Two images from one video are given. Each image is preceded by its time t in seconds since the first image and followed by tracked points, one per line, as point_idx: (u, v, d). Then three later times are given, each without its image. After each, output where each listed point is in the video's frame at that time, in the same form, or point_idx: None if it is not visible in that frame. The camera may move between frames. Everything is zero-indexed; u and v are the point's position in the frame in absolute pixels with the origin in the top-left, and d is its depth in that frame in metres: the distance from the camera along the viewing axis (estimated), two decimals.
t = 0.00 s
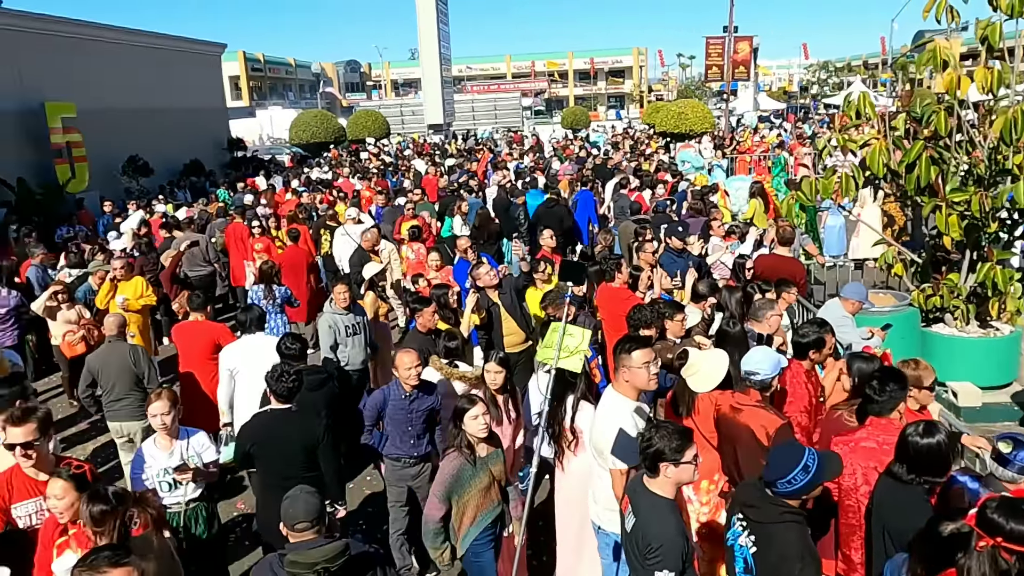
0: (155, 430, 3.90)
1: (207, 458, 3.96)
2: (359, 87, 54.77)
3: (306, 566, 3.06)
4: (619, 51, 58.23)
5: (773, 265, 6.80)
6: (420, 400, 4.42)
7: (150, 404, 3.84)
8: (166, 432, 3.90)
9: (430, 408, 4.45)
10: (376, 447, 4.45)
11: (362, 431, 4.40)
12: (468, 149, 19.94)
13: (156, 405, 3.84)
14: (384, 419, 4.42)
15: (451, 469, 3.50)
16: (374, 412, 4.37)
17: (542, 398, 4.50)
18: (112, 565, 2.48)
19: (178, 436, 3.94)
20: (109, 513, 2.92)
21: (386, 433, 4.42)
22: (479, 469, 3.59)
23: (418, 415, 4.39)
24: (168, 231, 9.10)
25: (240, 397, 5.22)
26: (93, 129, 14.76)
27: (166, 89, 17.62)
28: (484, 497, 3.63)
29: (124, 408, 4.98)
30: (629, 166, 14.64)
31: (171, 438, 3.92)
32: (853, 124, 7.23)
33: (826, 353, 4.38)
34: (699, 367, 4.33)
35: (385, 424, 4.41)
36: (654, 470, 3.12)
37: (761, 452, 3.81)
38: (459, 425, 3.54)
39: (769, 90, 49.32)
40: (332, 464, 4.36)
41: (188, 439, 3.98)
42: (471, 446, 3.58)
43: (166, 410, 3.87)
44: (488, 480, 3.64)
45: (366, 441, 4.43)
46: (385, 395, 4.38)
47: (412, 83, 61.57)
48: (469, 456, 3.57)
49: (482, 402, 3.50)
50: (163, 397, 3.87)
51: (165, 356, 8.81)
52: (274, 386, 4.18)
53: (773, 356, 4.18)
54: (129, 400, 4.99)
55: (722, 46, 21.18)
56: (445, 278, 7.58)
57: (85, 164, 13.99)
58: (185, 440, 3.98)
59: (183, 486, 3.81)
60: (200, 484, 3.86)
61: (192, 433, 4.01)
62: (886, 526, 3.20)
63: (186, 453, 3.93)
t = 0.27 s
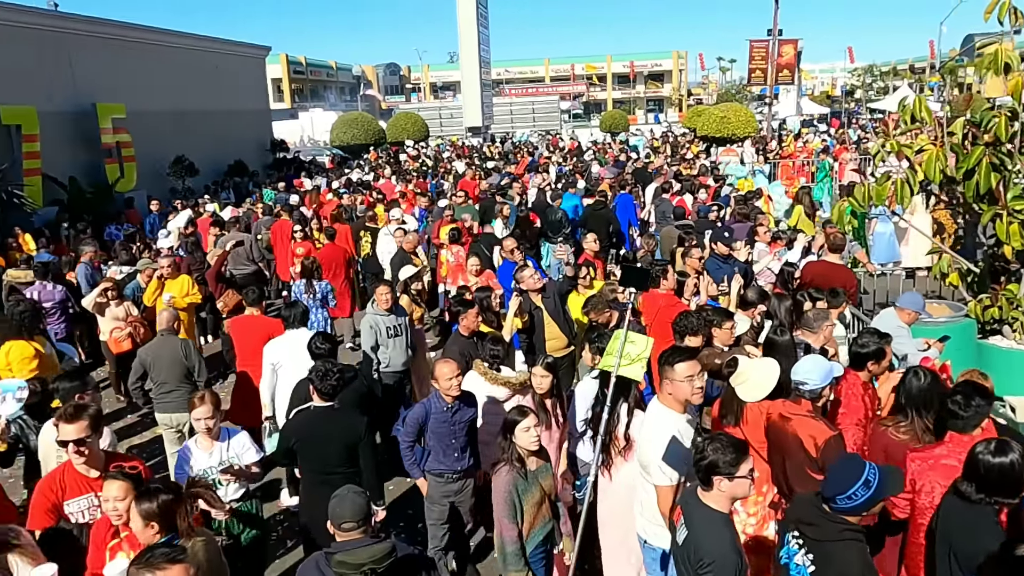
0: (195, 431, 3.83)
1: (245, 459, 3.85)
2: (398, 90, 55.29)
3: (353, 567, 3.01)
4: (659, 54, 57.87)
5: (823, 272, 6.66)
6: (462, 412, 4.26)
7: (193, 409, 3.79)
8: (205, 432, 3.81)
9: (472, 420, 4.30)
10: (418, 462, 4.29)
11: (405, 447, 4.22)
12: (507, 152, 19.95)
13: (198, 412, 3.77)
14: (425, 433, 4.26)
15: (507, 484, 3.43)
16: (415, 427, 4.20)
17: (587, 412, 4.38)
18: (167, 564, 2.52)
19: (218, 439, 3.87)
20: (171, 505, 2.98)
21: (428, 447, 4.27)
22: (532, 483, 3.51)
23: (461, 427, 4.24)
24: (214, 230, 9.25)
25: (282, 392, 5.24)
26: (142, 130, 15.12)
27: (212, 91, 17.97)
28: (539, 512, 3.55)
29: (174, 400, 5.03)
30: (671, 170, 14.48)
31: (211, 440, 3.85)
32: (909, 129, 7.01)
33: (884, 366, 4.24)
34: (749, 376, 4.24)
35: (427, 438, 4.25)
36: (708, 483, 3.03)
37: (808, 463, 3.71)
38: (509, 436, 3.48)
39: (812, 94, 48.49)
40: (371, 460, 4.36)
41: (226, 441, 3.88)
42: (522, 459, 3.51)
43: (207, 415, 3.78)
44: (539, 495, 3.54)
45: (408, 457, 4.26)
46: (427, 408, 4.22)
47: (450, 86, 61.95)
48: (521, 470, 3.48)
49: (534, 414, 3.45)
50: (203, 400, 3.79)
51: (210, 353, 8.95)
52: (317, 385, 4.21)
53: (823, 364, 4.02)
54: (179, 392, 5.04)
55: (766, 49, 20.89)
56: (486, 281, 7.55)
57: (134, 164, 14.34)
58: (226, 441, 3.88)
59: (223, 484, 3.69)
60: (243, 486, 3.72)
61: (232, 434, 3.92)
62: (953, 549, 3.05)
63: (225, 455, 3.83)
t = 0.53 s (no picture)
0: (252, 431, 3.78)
1: (299, 463, 3.75)
2: (437, 91, 55.59)
3: (407, 566, 2.95)
4: (700, 56, 57.30)
5: (878, 280, 6.47)
6: (506, 422, 4.07)
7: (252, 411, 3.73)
8: (264, 431, 3.74)
9: (516, 430, 4.11)
10: (462, 475, 4.12)
11: (447, 461, 4.06)
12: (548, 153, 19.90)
13: (256, 415, 3.72)
14: (468, 445, 4.10)
15: (570, 497, 3.36)
16: (457, 439, 4.04)
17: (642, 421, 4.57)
18: (227, 564, 2.59)
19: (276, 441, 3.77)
20: (230, 499, 2.98)
21: (472, 459, 4.11)
22: (592, 496, 3.45)
23: (505, 439, 4.05)
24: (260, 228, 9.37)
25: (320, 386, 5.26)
26: (190, 129, 15.43)
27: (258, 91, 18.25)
28: (601, 524, 3.50)
29: (234, 390, 5.09)
30: (715, 173, 14.26)
31: (268, 438, 3.76)
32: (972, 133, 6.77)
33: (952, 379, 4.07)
34: (806, 387, 4.11)
35: (470, 450, 4.09)
36: (774, 495, 2.88)
37: (861, 472, 3.57)
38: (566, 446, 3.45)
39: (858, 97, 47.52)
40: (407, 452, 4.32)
41: (284, 442, 3.79)
42: (581, 470, 3.46)
43: (266, 418, 3.73)
44: (600, 507, 3.51)
45: (451, 471, 4.07)
46: (468, 419, 4.06)
47: (489, 88, 62.14)
48: (582, 481, 3.43)
49: (590, 423, 3.48)
50: (261, 404, 3.73)
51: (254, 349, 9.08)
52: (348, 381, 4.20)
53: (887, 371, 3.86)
54: (239, 383, 5.11)
55: (813, 51, 20.51)
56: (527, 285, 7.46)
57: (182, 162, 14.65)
58: (281, 443, 3.79)
59: (273, 490, 3.64)
60: (292, 492, 3.72)
61: (289, 435, 3.84)
62: None
63: (280, 457, 3.73)
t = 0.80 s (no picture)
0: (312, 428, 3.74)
1: (356, 465, 3.71)
2: (474, 93, 55.82)
3: (457, 561, 2.90)
4: (739, 60, 56.69)
5: (935, 286, 6.27)
6: (552, 432, 3.97)
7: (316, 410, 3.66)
8: (323, 432, 3.71)
9: (565, 439, 4.00)
10: (509, 482, 4.04)
11: (494, 469, 3.98)
12: (586, 156, 19.78)
13: (318, 417, 3.66)
14: (515, 453, 4.01)
15: (626, 506, 3.31)
16: (504, 448, 3.97)
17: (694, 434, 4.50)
18: (286, 560, 2.58)
19: (333, 441, 3.73)
20: (286, 494, 2.99)
21: (519, 468, 4.02)
22: (648, 505, 3.39)
23: (552, 449, 3.94)
24: (303, 227, 9.44)
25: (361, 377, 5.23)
26: (234, 129, 15.65)
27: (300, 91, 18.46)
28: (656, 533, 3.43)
29: (288, 379, 5.16)
30: (758, 177, 14.01)
31: (327, 438, 3.73)
32: None
33: None
34: (864, 395, 3.96)
35: (517, 459, 4.01)
36: (842, 505, 2.77)
37: (919, 480, 3.42)
38: (622, 454, 3.40)
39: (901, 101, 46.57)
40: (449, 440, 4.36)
41: (341, 444, 3.76)
42: (637, 478, 3.41)
43: (327, 420, 3.68)
44: (656, 515, 3.44)
45: (499, 478, 4.00)
46: (514, 428, 3.98)
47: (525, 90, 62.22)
48: (639, 490, 3.38)
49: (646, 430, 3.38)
50: (325, 406, 3.65)
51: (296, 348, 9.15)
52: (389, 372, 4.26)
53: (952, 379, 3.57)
54: (291, 373, 5.16)
55: (859, 54, 20.14)
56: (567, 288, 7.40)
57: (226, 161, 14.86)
58: (340, 443, 3.77)
59: (328, 491, 3.63)
60: (346, 493, 3.70)
61: (347, 437, 3.80)
62: None
63: (336, 457, 3.71)
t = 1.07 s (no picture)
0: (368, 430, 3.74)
1: (409, 470, 3.71)
2: (510, 97, 56.15)
3: (507, 556, 2.76)
4: (778, 63, 55.97)
5: (996, 291, 6.06)
6: (613, 448, 3.80)
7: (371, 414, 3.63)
8: (378, 433, 3.70)
9: (626, 457, 3.82)
10: (565, 494, 3.91)
11: (551, 478, 3.87)
12: (623, 159, 19.64)
13: (375, 419, 3.64)
14: (573, 465, 3.87)
15: (683, 512, 3.20)
16: (561, 458, 3.84)
17: (755, 447, 4.15)
18: (342, 560, 2.53)
19: (388, 444, 3.73)
20: (344, 496, 2.99)
21: (576, 480, 3.88)
22: (706, 514, 3.28)
23: (612, 466, 3.78)
24: (345, 226, 9.48)
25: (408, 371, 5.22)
26: (275, 130, 15.84)
27: (340, 93, 18.62)
28: (713, 544, 3.30)
29: (340, 372, 5.32)
30: (802, 180, 13.75)
31: (382, 439, 3.72)
32: None
33: None
34: (926, 405, 3.77)
35: (574, 470, 3.87)
36: (925, 517, 2.65)
37: (996, 500, 3.27)
38: (683, 461, 3.30)
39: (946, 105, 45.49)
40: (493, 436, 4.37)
41: (395, 446, 3.76)
42: (697, 485, 3.30)
43: (383, 423, 3.67)
44: (715, 525, 3.32)
45: (554, 488, 3.88)
46: (572, 439, 3.83)
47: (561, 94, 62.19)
48: (698, 498, 3.26)
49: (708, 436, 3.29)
50: (382, 410, 3.63)
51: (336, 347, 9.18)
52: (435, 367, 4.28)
53: None
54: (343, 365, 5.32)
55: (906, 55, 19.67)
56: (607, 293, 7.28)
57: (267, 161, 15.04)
58: (394, 446, 3.76)
59: (380, 495, 3.58)
60: (398, 498, 3.64)
61: (402, 439, 3.80)
62: None
63: (390, 460, 3.70)
